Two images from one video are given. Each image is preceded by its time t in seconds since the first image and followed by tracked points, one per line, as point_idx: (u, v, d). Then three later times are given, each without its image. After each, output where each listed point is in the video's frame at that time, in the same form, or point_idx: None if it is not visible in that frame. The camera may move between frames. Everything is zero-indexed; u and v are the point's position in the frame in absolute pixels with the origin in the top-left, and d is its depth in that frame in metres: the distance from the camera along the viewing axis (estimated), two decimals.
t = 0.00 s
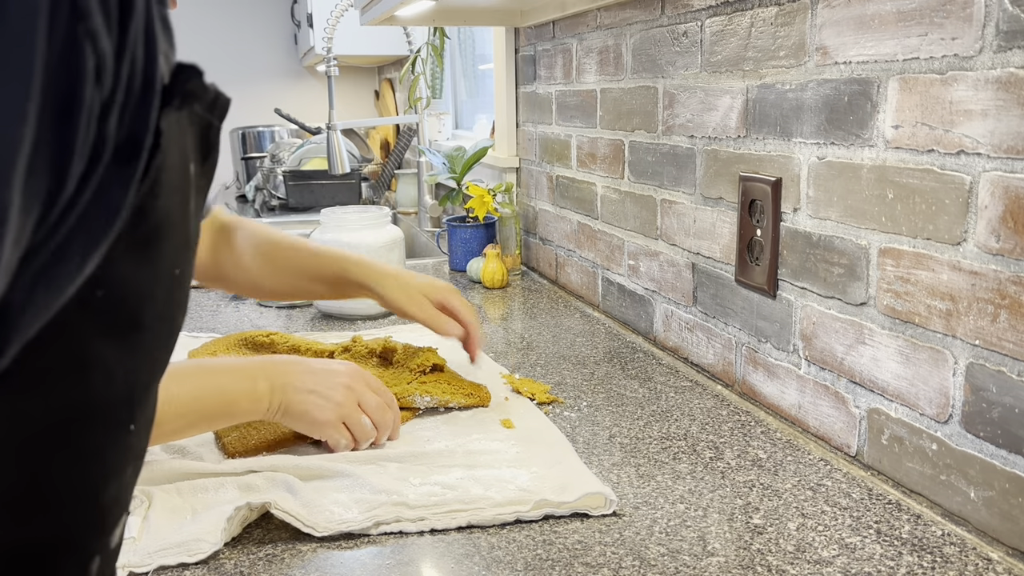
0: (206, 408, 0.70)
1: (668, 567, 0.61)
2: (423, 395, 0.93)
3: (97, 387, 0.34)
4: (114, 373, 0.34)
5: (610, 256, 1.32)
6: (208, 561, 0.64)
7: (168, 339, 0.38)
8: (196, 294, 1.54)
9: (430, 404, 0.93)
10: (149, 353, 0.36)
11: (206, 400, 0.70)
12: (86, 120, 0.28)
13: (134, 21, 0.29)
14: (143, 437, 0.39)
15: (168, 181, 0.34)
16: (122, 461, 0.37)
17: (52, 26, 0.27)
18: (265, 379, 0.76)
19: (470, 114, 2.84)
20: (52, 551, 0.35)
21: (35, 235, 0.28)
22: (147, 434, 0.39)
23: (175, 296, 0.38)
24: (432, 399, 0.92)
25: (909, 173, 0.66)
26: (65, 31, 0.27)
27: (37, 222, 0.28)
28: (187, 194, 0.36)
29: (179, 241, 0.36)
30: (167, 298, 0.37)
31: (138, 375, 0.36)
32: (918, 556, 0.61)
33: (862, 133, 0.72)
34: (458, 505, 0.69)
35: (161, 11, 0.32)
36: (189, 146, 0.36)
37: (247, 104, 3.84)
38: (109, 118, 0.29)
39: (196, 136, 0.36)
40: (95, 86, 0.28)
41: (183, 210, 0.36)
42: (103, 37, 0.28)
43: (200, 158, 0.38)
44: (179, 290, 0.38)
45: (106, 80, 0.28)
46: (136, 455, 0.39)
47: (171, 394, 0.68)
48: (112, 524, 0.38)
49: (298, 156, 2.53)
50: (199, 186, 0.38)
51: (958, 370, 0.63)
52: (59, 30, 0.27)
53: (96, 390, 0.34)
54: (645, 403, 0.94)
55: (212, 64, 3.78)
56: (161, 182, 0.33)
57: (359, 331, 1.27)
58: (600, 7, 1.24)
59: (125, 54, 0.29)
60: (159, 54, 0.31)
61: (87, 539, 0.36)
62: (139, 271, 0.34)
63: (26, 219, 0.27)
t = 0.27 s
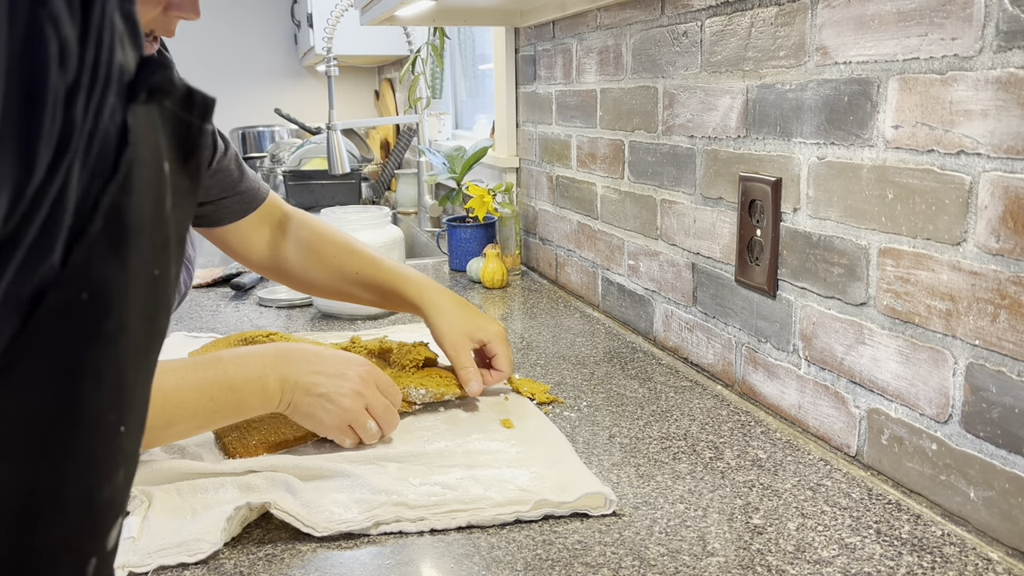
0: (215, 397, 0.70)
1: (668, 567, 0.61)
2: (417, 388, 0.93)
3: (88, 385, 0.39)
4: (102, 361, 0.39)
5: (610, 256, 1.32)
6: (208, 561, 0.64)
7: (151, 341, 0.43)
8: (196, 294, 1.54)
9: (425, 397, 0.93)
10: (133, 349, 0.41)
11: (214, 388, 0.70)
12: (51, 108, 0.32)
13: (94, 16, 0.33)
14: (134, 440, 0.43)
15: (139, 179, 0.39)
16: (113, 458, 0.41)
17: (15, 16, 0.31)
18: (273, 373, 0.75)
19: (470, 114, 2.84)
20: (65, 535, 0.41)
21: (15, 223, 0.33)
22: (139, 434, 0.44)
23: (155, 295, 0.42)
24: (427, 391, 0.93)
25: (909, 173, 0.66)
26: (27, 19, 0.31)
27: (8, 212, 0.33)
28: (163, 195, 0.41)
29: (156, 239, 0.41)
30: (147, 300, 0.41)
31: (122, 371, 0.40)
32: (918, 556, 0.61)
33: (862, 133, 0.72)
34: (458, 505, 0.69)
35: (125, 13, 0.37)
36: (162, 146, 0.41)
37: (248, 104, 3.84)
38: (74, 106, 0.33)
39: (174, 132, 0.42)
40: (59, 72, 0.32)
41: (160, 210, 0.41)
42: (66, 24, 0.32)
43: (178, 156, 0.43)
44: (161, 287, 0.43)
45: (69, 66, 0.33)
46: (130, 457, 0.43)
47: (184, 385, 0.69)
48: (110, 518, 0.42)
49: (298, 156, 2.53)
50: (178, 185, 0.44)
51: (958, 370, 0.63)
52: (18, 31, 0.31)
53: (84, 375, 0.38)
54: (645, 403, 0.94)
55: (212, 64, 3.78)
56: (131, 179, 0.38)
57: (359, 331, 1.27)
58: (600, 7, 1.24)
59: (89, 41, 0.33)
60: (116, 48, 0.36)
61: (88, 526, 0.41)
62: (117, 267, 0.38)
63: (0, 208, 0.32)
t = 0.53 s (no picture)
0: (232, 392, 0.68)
1: (668, 567, 0.61)
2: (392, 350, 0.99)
3: (101, 404, 0.35)
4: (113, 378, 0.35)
5: (610, 256, 1.32)
6: (208, 561, 0.64)
7: (173, 356, 0.39)
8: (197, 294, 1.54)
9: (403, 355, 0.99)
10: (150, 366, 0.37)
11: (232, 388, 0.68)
12: (87, 112, 0.30)
13: (129, 18, 0.31)
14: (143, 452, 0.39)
15: (172, 190, 0.35)
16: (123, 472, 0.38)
17: (46, 18, 0.29)
18: (292, 368, 0.73)
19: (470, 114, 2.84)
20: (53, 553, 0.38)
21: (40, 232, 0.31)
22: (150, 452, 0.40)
23: (181, 313, 0.39)
24: (404, 351, 0.99)
25: (909, 173, 0.66)
26: (60, 20, 0.29)
27: (47, 217, 0.31)
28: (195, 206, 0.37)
29: (184, 251, 0.37)
30: (169, 315, 0.37)
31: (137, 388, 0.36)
32: (918, 556, 0.61)
33: (862, 133, 0.72)
34: (458, 505, 0.69)
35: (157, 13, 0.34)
36: (195, 156, 0.36)
37: (248, 104, 3.84)
38: (109, 113, 0.31)
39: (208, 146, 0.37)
40: (94, 76, 0.30)
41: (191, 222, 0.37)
42: (100, 27, 0.30)
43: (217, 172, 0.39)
44: (185, 301, 0.38)
45: (105, 69, 0.30)
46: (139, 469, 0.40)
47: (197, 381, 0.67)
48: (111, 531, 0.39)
49: (298, 156, 2.53)
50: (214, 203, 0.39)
51: (958, 370, 0.63)
52: (53, 26, 0.29)
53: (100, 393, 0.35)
54: (645, 403, 0.94)
55: (213, 64, 3.79)
56: (162, 190, 0.34)
57: (358, 331, 1.27)
58: (600, 7, 1.24)
59: (125, 43, 0.31)
60: (151, 52, 0.33)
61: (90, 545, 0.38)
62: (138, 282, 0.34)
63: (31, 218, 0.30)
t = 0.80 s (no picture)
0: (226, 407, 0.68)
1: (668, 567, 0.61)
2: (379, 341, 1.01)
3: (118, 424, 0.34)
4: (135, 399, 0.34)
5: (610, 255, 1.32)
6: (208, 560, 0.64)
7: (190, 373, 0.38)
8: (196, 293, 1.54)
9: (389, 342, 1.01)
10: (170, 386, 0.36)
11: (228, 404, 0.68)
12: (114, 127, 0.29)
13: (160, 31, 0.30)
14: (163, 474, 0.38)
15: (195, 206, 0.33)
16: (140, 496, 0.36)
17: (77, 33, 0.27)
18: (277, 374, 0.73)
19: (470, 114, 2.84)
20: None
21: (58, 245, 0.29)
22: (167, 473, 0.38)
23: (199, 330, 0.37)
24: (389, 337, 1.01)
25: (909, 173, 0.66)
26: (90, 38, 0.28)
27: (69, 232, 0.29)
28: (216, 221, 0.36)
29: (206, 266, 0.36)
30: (189, 332, 0.36)
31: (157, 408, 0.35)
32: (918, 556, 0.61)
33: (862, 133, 0.72)
34: (458, 505, 0.69)
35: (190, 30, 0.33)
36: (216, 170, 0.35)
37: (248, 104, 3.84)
38: (136, 127, 0.30)
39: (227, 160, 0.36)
40: (122, 93, 0.29)
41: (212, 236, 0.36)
42: (131, 43, 0.29)
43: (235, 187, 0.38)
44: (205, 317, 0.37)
45: (134, 85, 0.29)
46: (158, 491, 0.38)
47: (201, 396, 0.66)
48: (132, 560, 0.37)
49: (298, 155, 2.53)
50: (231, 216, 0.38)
51: (958, 370, 0.63)
52: (84, 41, 0.28)
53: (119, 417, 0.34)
54: (645, 403, 0.94)
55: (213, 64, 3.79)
56: (185, 205, 0.32)
57: (358, 331, 1.27)
58: (600, 7, 1.24)
59: (154, 59, 0.30)
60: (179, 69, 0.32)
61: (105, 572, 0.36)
62: (159, 300, 0.33)
63: (54, 230, 0.29)
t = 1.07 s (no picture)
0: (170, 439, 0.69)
1: (668, 567, 0.61)
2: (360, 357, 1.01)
3: (107, 419, 0.35)
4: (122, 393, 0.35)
5: (610, 256, 1.32)
6: (208, 560, 0.64)
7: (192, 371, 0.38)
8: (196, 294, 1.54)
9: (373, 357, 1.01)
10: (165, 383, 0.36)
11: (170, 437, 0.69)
12: (101, 122, 0.28)
13: (145, 27, 0.29)
14: (160, 472, 0.39)
15: (185, 204, 0.34)
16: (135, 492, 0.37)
17: (61, 30, 0.27)
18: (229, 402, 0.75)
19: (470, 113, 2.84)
20: None
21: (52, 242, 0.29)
22: (166, 470, 0.39)
23: (198, 328, 0.37)
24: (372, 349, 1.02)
25: (909, 173, 0.66)
26: (74, 34, 0.27)
27: (59, 227, 0.29)
28: (212, 219, 0.36)
29: (201, 265, 0.36)
30: (187, 329, 0.36)
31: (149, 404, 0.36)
32: (918, 556, 0.61)
33: (862, 133, 0.72)
34: (458, 505, 0.69)
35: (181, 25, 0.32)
36: (213, 168, 0.36)
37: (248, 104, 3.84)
38: (124, 121, 0.29)
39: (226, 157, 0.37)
40: (109, 88, 0.28)
41: (208, 234, 0.36)
42: (116, 39, 0.28)
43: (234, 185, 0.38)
44: (204, 316, 0.38)
45: (120, 81, 0.29)
46: (156, 490, 0.39)
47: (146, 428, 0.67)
48: (132, 560, 0.39)
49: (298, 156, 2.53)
50: (232, 216, 0.39)
51: (958, 370, 0.63)
52: (67, 36, 0.27)
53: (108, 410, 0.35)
54: (645, 403, 0.94)
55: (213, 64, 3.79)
56: (173, 203, 0.33)
57: (358, 331, 1.27)
58: (600, 7, 1.24)
59: (140, 53, 0.29)
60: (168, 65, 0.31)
61: (100, 568, 0.38)
62: (148, 296, 0.34)
63: (46, 222, 0.28)
